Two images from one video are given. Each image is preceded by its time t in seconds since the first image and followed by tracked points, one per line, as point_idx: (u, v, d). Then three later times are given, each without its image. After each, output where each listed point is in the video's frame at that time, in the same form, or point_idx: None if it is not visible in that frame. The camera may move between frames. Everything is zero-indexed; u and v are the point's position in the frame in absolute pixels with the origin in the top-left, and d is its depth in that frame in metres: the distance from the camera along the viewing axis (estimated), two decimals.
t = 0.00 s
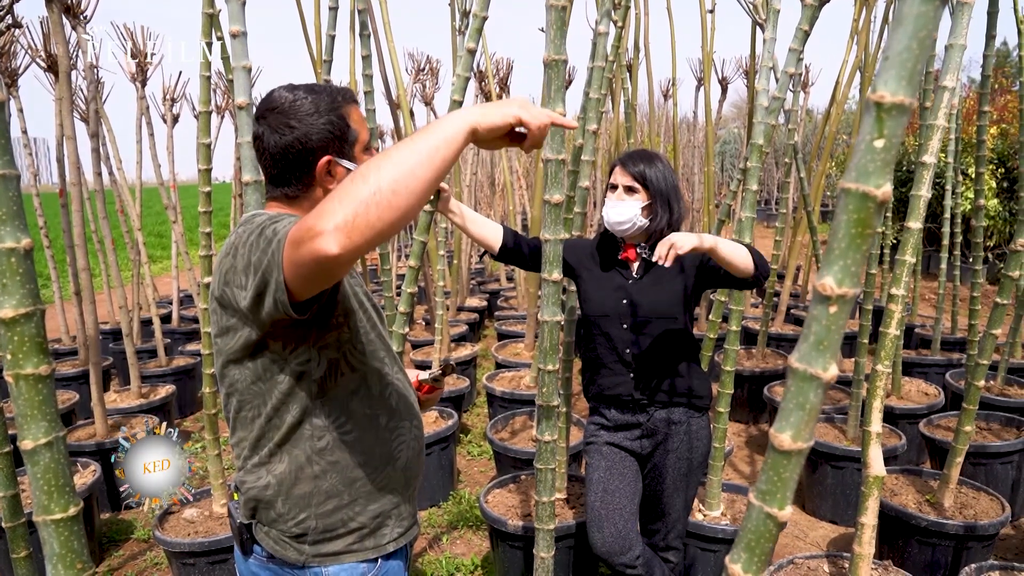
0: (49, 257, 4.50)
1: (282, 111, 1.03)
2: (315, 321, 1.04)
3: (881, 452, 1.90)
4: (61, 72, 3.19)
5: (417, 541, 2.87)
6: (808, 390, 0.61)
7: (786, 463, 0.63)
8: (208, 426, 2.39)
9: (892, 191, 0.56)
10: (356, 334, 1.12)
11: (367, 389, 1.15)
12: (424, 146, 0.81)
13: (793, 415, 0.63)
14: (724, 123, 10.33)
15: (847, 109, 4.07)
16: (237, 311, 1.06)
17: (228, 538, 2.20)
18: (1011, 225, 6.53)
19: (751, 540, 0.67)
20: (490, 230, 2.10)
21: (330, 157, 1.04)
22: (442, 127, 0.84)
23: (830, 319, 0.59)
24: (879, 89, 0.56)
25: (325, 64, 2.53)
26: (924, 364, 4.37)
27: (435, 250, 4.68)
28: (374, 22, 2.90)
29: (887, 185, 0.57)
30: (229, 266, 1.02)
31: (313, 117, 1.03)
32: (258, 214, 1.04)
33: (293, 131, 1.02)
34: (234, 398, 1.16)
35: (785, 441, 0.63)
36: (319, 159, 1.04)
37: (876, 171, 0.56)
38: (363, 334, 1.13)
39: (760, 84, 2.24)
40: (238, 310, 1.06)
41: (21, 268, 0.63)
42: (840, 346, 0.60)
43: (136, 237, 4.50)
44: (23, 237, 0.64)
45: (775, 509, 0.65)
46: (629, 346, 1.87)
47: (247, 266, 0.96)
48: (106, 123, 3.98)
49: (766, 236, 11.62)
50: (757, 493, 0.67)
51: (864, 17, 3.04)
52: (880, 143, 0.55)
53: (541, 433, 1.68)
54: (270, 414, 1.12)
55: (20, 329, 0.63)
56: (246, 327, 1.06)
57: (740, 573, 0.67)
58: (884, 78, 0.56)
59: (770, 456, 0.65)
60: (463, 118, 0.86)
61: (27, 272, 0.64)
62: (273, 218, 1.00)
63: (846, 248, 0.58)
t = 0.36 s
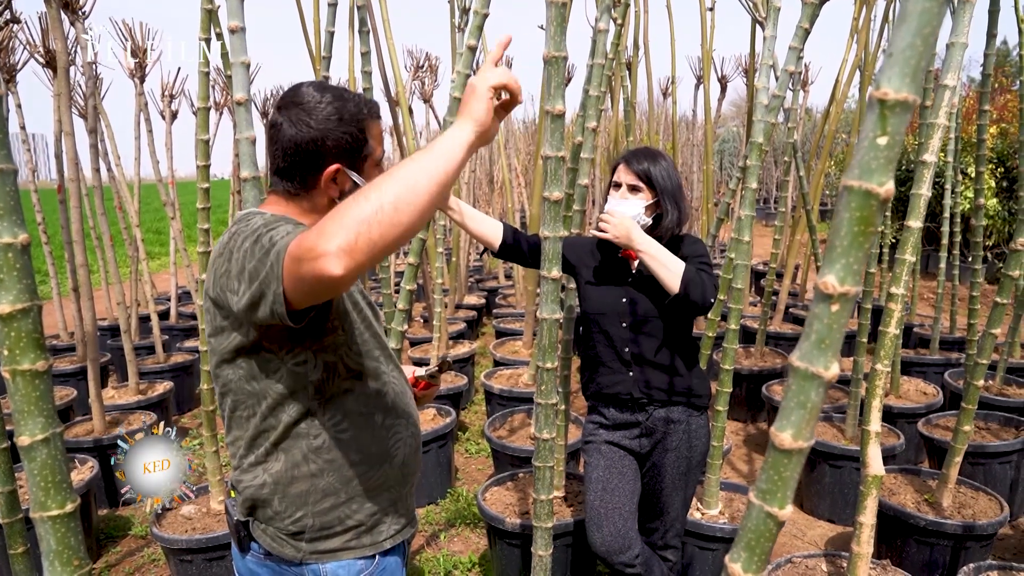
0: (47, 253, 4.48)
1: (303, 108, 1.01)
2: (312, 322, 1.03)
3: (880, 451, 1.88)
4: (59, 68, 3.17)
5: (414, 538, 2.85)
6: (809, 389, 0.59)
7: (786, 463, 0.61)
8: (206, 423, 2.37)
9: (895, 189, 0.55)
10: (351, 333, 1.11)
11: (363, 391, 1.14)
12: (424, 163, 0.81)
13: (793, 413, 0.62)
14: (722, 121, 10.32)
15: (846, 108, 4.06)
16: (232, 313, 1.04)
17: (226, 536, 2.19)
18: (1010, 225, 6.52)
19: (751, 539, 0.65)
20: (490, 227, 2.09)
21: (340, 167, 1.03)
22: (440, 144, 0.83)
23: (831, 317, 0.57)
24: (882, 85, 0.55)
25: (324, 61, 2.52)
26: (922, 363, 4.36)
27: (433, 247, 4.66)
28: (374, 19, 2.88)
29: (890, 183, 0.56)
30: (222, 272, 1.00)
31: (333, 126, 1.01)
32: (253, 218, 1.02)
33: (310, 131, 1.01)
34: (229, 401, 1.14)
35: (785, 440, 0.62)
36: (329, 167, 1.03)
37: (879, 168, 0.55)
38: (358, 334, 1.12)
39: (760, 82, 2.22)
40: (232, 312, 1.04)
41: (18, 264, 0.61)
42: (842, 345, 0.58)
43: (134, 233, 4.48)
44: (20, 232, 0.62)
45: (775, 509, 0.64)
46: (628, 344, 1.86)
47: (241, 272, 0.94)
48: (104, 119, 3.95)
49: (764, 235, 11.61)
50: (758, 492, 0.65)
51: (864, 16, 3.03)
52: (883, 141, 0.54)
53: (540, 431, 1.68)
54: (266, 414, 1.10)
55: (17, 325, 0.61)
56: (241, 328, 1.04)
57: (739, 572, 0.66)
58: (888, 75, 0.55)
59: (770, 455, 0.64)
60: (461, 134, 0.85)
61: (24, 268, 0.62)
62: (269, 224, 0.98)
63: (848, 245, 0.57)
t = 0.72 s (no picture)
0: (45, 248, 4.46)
1: (279, 93, 1.01)
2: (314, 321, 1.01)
3: (877, 450, 1.85)
4: (58, 63, 3.15)
5: (411, 536, 2.84)
6: (807, 389, 0.58)
7: (783, 464, 0.59)
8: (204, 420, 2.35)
9: (896, 187, 0.53)
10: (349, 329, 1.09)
11: (361, 389, 1.13)
12: (429, 181, 0.75)
13: (790, 414, 0.60)
14: (722, 119, 10.30)
15: (847, 107, 4.04)
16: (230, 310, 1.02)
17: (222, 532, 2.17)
18: (1010, 224, 6.50)
19: (748, 540, 0.63)
20: (486, 224, 2.06)
21: (312, 146, 1.00)
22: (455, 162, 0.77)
23: (830, 317, 0.56)
24: (882, 83, 0.53)
25: (323, 56, 2.49)
26: (921, 362, 4.35)
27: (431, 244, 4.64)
28: (373, 15, 2.85)
29: (889, 181, 0.54)
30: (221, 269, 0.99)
31: (310, 106, 0.99)
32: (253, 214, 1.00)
33: (286, 115, 1.00)
34: (226, 399, 1.12)
35: (783, 441, 0.59)
36: (301, 147, 1.01)
37: (879, 167, 0.53)
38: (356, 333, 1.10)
39: (759, 80, 2.20)
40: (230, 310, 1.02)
41: (11, 260, 0.59)
42: (840, 345, 0.56)
43: (133, 229, 4.46)
44: (14, 226, 0.60)
45: (772, 509, 0.61)
46: (623, 343, 1.84)
47: (239, 268, 0.92)
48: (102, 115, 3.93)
49: (764, 233, 11.59)
50: (753, 492, 0.63)
51: (865, 14, 3.01)
52: (883, 139, 0.52)
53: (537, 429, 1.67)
54: (263, 410, 1.08)
55: (10, 320, 0.59)
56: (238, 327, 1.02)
57: (735, 573, 0.64)
58: (888, 72, 0.53)
59: (767, 455, 0.62)
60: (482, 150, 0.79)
61: (17, 264, 0.60)
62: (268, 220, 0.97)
63: (847, 245, 0.55)
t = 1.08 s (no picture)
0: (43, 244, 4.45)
1: (273, 90, 1.02)
2: (312, 304, 1.01)
3: (876, 450, 1.85)
4: (57, 59, 3.14)
5: (409, 533, 2.84)
6: (807, 390, 0.57)
7: (784, 464, 0.59)
8: (202, 417, 2.35)
9: (897, 189, 0.52)
10: (347, 321, 1.10)
11: (359, 371, 1.12)
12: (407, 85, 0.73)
13: (791, 414, 0.59)
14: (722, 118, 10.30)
15: (846, 106, 4.04)
16: (230, 293, 1.02)
17: (220, 530, 2.17)
18: (1008, 224, 6.51)
19: (748, 541, 0.63)
20: (484, 222, 2.06)
21: (292, 142, 1.00)
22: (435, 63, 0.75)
23: (830, 318, 0.55)
24: (884, 84, 0.52)
25: (323, 53, 2.49)
26: (920, 362, 4.36)
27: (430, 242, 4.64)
28: (373, 11, 2.85)
29: (891, 183, 0.53)
30: (221, 250, 0.99)
31: (300, 103, 1.00)
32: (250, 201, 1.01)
33: (276, 111, 1.01)
34: (225, 389, 1.12)
35: (783, 441, 0.59)
36: (281, 141, 1.00)
37: (880, 168, 0.52)
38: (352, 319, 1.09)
39: (759, 79, 2.20)
40: (230, 293, 1.02)
41: (11, 259, 0.58)
42: (841, 346, 0.56)
43: (132, 226, 4.45)
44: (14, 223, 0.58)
45: (772, 510, 0.61)
46: (621, 342, 1.84)
47: (240, 244, 0.92)
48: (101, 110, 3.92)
49: (762, 232, 11.60)
50: (754, 492, 0.63)
51: (865, 14, 3.01)
52: (884, 140, 0.51)
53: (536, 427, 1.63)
54: (262, 402, 1.08)
55: (10, 320, 0.58)
56: (238, 312, 1.02)
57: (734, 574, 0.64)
58: (891, 74, 0.52)
59: (768, 455, 0.61)
60: (455, 43, 0.77)
61: (18, 261, 0.59)
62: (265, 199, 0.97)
63: (848, 246, 0.54)
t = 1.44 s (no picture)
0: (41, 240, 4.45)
1: (277, 83, 1.03)
2: (320, 292, 1.02)
3: (873, 449, 1.86)
4: (56, 54, 3.14)
5: (407, 530, 2.85)
6: (807, 386, 0.58)
7: (783, 459, 0.60)
8: (200, 414, 2.36)
9: (896, 187, 0.53)
10: (348, 311, 1.13)
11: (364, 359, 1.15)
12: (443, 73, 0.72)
13: (791, 411, 0.60)
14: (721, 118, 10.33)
15: (845, 106, 4.05)
16: (240, 279, 1.02)
17: (218, 526, 2.18)
18: (1006, 225, 6.53)
19: (748, 536, 0.64)
20: (483, 220, 2.07)
21: (290, 136, 1.01)
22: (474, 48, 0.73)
23: (830, 315, 0.56)
24: (885, 83, 0.53)
25: (323, 50, 2.49)
26: (917, 362, 4.37)
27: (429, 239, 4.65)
28: (373, 9, 2.85)
29: (891, 181, 0.54)
30: (234, 237, 1.00)
31: (299, 97, 1.00)
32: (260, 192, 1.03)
33: (276, 106, 1.01)
34: (227, 379, 1.12)
35: (783, 437, 0.60)
36: (279, 135, 1.02)
37: (880, 167, 0.53)
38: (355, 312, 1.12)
39: (759, 78, 2.20)
40: (239, 278, 1.03)
41: (12, 252, 0.58)
42: (840, 342, 0.57)
43: (130, 222, 4.45)
44: (15, 217, 0.59)
45: (771, 506, 0.62)
46: (619, 341, 1.85)
47: (259, 225, 0.94)
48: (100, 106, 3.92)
49: (761, 232, 11.63)
50: (754, 488, 0.64)
51: (864, 13, 3.02)
52: (884, 139, 0.52)
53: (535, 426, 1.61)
54: (265, 391, 1.09)
55: (9, 313, 0.58)
56: (247, 299, 1.02)
57: (734, 569, 0.65)
58: (891, 73, 0.53)
59: (767, 451, 0.62)
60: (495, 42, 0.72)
61: (20, 256, 0.59)
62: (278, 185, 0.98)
63: (848, 244, 0.55)
